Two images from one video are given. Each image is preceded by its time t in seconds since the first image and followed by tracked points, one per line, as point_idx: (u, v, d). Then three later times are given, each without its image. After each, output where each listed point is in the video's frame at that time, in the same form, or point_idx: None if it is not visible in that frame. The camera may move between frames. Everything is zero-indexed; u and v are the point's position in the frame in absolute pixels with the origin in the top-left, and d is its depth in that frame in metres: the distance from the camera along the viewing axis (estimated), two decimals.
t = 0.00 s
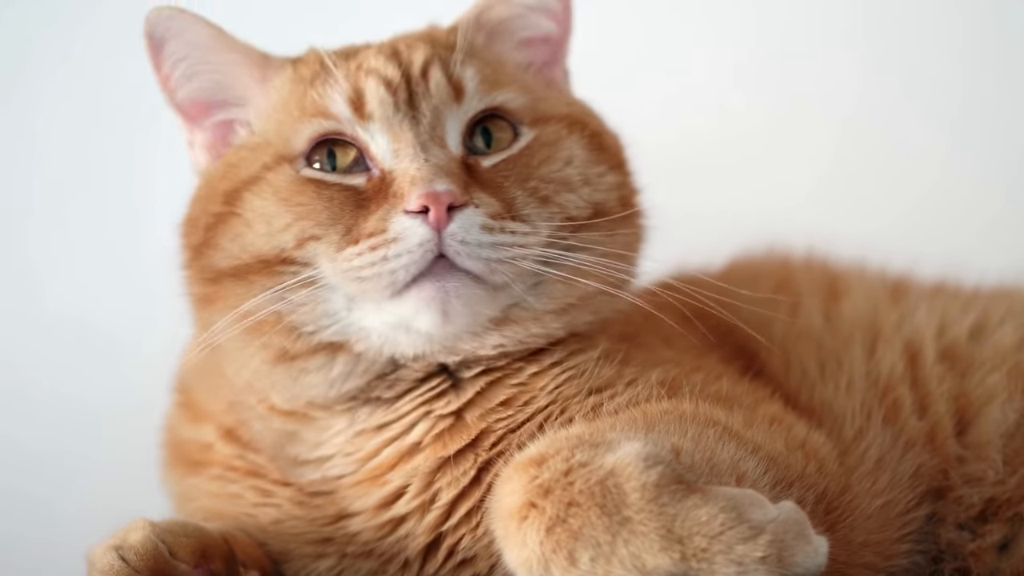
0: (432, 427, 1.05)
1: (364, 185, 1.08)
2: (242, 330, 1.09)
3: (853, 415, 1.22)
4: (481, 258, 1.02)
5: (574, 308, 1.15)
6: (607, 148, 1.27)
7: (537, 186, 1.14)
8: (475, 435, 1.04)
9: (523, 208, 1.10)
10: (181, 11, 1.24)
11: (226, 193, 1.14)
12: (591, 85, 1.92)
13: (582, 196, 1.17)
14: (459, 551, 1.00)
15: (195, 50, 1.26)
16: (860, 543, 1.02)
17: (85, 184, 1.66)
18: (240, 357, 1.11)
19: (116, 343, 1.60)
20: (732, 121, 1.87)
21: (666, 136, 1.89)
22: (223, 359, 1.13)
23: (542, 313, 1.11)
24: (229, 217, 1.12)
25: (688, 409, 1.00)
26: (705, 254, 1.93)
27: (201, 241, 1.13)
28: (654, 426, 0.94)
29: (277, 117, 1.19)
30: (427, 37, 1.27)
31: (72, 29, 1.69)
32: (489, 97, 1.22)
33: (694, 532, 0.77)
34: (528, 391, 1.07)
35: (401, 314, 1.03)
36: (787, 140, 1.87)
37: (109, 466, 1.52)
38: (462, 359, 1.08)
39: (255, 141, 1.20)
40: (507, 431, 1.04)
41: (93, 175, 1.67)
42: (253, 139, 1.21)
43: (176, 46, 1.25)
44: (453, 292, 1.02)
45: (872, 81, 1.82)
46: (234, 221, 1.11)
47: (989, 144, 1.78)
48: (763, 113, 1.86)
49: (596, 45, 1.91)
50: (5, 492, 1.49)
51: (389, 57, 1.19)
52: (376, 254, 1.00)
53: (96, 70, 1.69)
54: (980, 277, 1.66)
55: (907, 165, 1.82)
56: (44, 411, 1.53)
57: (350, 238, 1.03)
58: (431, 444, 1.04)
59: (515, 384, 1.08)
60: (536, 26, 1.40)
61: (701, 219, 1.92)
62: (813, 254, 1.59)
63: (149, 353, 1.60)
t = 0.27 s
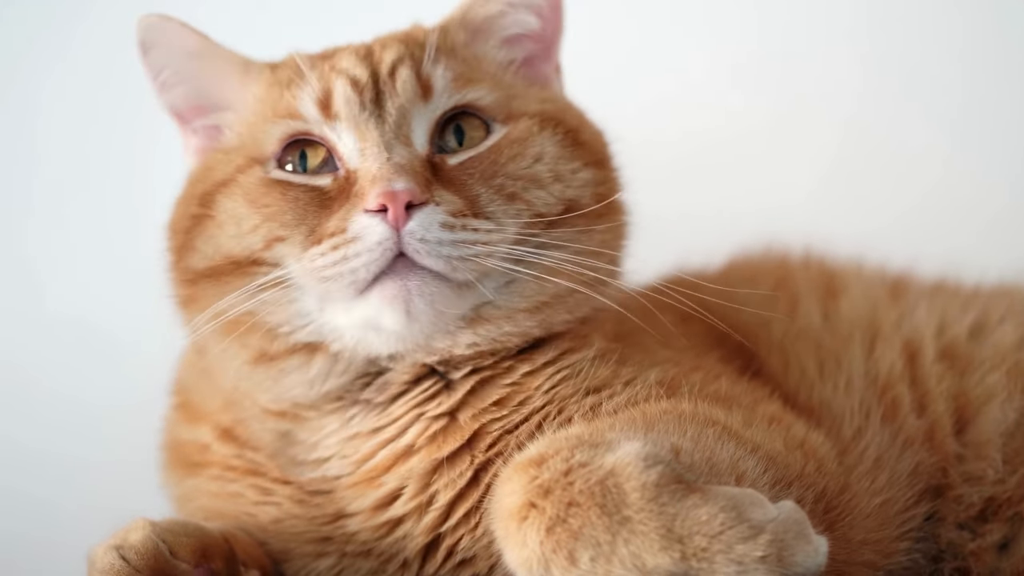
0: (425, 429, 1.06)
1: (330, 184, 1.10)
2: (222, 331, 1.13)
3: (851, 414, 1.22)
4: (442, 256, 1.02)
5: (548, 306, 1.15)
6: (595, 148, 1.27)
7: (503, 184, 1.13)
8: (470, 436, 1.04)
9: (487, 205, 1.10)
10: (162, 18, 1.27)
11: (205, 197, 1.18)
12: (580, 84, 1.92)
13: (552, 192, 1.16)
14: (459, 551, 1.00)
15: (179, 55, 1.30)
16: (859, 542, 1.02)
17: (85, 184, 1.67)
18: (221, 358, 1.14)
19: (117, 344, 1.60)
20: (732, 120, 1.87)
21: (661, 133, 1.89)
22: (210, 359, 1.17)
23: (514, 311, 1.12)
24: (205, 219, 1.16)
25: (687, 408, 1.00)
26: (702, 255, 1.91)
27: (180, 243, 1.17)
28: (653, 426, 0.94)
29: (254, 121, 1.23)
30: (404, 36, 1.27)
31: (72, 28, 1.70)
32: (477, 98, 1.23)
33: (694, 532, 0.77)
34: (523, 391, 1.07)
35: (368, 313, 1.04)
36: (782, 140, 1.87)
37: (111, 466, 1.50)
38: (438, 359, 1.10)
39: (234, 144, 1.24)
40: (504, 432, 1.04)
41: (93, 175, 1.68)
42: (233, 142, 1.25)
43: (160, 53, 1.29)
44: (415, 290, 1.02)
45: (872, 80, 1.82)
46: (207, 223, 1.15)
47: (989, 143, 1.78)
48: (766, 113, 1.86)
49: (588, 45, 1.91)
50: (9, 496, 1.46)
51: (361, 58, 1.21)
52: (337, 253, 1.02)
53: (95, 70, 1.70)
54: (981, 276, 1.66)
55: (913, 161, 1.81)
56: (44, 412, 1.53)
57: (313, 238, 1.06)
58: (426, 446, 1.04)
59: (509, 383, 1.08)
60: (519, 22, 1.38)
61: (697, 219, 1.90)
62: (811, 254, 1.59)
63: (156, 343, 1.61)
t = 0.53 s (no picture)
0: (417, 435, 1.06)
1: (297, 196, 1.10)
2: (203, 339, 1.14)
3: (849, 416, 1.22)
4: (405, 267, 1.00)
5: (523, 314, 1.13)
6: (581, 151, 1.27)
7: (468, 193, 1.09)
8: (465, 440, 1.04)
9: (451, 215, 1.07)
10: (150, 28, 1.27)
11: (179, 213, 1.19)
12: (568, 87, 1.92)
13: (521, 201, 1.13)
14: (457, 554, 0.99)
15: (167, 64, 1.30)
16: (857, 542, 1.02)
17: (84, 193, 1.67)
18: (203, 365, 1.16)
19: (118, 345, 1.60)
20: (730, 121, 1.87)
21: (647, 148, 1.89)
22: (194, 369, 1.18)
23: (486, 319, 1.11)
24: (183, 230, 1.17)
25: (686, 411, 1.00)
26: (697, 256, 1.95)
27: (163, 248, 1.19)
28: (651, 428, 0.94)
29: (232, 130, 1.24)
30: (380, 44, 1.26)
31: (71, 31, 1.70)
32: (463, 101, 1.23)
33: (694, 535, 0.77)
34: (515, 395, 1.07)
35: (336, 323, 1.04)
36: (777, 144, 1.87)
37: (112, 467, 1.51)
38: (417, 368, 1.10)
39: (214, 154, 1.24)
40: (498, 437, 1.04)
41: (92, 181, 1.68)
42: (213, 152, 1.25)
43: (149, 62, 1.30)
44: (381, 301, 1.01)
45: (874, 80, 1.82)
46: (184, 234, 1.17)
47: (993, 143, 1.77)
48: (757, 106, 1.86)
49: (579, 47, 1.91)
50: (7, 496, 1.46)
51: (333, 68, 1.20)
52: (302, 265, 1.02)
53: (93, 72, 1.70)
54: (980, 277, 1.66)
55: (914, 163, 1.81)
56: (43, 412, 1.52)
57: (280, 249, 1.06)
58: (419, 451, 1.05)
59: (500, 387, 1.08)
60: (502, 27, 1.37)
61: (694, 222, 1.91)
62: (808, 255, 1.59)
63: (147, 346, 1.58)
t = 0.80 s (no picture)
0: (417, 437, 1.06)
1: (297, 201, 1.10)
2: (203, 343, 1.14)
3: (849, 417, 1.22)
4: (404, 273, 1.00)
5: (523, 319, 1.13)
6: (581, 156, 1.28)
7: (468, 200, 1.09)
8: (464, 443, 1.04)
9: (451, 221, 1.06)
10: (150, 30, 1.27)
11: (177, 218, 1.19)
12: (571, 90, 1.92)
13: (521, 207, 1.13)
14: (456, 555, 0.99)
15: (165, 66, 1.30)
16: (857, 544, 1.01)
17: (82, 198, 1.67)
18: (203, 368, 1.16)
19: (107, 339, 1.61)
20: (732, 123, 1.87)
21: (645, 154, 1.89)
22: (194, 372, 1.18)
23: (486, 324, 1.10)
24: (182, 234, 1.17)
25: (687, 412, 1.01)
26: (698, 257, 1.95)
27: (163, 251, 1.19)
28: (651, 430, 0.94)
29: (232, 133, 1.24)
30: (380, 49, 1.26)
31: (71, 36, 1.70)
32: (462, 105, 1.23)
33: (694, 536, 0.77)
34: (514, 397, 1.08)
35: (336, 327, 1.04)
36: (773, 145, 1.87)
37: (109, 469, 1.49)
38: (416, 372, 1.10)
39: (214, 157, 1.25)
40: (497, 439, 1.04)
41: (86, 186, 1.68)
42: (214, 154, 1.25)
43: (148, 64, 1.29)
44: (381, 307, 1.01)
45: (871, 80, 1.82)
46: (184, 238, 1.17)
47: (990, 144, 1.77)
48: (756, 104, 1.86)
49: (580, 49, 1.90)
50: (9, 498, 1.45)
51: (333, 74, 1.20)
52: (302, 270, 1.02)
53: (91, 75, 1.70)
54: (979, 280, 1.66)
55: (914, 168, 1.82)
56: (37, 411, 1.52)
57: (281, 254, 1.06)
58: (418, 454, 1.05)
59: (499, 389, 1.09)
60: (503, 32, 1.37)
61: (694, 224, 1.92)
62: (809, 259, 1.59)
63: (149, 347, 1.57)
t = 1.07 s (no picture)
0: (419, 438, 1.07)
1: (302, 202, 1.10)
2: (207, 344, 1.15)
3: (851, 419, 1.22)
4: (407, 276, 1.00)
5: (526, 322, 1.13)
6: (584, 159, 1.28)
7: (472, 202, 1.10)
8: (466, 444, 1.04)
9: (455, 224, 1.07)
10: (155, 30, 1.27)
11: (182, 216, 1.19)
12: (572, 90, 1.92)
13: (525, 210, 1.13)
14: (458, 557, 0.99)
15: (169, 65, 1.30)
16: (858, 546, 1.01)
17: (78, 198, 1.67)
18: (206, 369, 1.16)
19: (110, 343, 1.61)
20: (733, 124, 1.88)
21: (647, 151, 1.89)
22: (196, 373, 1.18)
23: (489, 326, 1.11)
24: (186, 234, 1.17)
25: (689, 413, 1.01)
26: (699, 258, 1.95)
27: (166, 252, 1.19)
28: (653, 430, 0.94)
29: (236, 135, 1.24)
30: (386, 52, 1.26)
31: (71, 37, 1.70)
32: (465, 107, 1.23)
33: (695, 536, 0.77)
34: (516, 399, 1.08)
35: (340, 329, 1.04)
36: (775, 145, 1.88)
37: (109, 471, 1.50)
38: (419, 374, 1.10)
39: (218, 158, 1.24)
40: (499, 440, 1.04)
41: (81, 186, 1.68)
42: (218, 155, 1.25)
43: (152, 64, 1.29)
44: (384, 309, 1.01)
45: (870, 80, 1.83)
46: (187, 238, 1.17)
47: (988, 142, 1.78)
48: (756, 107, 1.86)
49: (582, 50, 1.90)
50: (8, 501, 1.45)
51: (337, 77, 1.20)
52: (305, 272, 1.02)
53: (92, 76, 1.70)
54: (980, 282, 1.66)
55: (914, 169, 1.82)
56: (35, 416, 1.52)
57: (284, 255, 1.06)
58: (419, 456, 1.05)
59: (500, 391, 1.09)
60: (508, 36, 1.37)
61: (697, 226, 1.92)
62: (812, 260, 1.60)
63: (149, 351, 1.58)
